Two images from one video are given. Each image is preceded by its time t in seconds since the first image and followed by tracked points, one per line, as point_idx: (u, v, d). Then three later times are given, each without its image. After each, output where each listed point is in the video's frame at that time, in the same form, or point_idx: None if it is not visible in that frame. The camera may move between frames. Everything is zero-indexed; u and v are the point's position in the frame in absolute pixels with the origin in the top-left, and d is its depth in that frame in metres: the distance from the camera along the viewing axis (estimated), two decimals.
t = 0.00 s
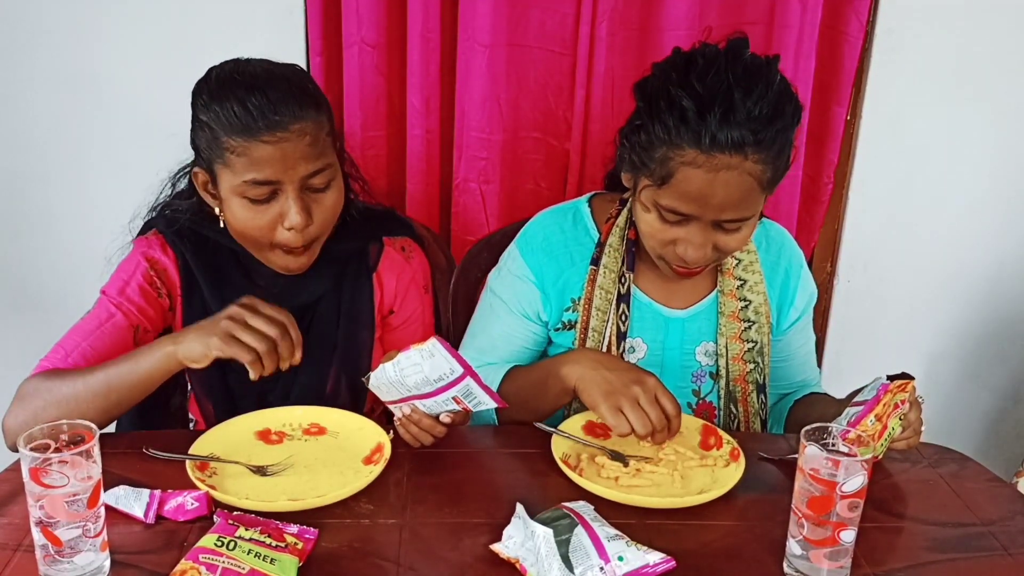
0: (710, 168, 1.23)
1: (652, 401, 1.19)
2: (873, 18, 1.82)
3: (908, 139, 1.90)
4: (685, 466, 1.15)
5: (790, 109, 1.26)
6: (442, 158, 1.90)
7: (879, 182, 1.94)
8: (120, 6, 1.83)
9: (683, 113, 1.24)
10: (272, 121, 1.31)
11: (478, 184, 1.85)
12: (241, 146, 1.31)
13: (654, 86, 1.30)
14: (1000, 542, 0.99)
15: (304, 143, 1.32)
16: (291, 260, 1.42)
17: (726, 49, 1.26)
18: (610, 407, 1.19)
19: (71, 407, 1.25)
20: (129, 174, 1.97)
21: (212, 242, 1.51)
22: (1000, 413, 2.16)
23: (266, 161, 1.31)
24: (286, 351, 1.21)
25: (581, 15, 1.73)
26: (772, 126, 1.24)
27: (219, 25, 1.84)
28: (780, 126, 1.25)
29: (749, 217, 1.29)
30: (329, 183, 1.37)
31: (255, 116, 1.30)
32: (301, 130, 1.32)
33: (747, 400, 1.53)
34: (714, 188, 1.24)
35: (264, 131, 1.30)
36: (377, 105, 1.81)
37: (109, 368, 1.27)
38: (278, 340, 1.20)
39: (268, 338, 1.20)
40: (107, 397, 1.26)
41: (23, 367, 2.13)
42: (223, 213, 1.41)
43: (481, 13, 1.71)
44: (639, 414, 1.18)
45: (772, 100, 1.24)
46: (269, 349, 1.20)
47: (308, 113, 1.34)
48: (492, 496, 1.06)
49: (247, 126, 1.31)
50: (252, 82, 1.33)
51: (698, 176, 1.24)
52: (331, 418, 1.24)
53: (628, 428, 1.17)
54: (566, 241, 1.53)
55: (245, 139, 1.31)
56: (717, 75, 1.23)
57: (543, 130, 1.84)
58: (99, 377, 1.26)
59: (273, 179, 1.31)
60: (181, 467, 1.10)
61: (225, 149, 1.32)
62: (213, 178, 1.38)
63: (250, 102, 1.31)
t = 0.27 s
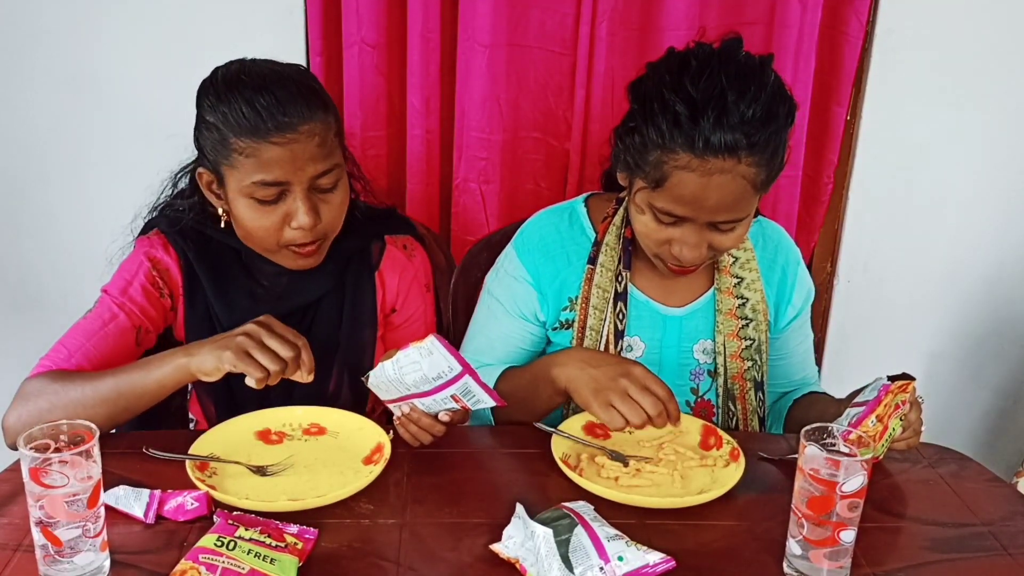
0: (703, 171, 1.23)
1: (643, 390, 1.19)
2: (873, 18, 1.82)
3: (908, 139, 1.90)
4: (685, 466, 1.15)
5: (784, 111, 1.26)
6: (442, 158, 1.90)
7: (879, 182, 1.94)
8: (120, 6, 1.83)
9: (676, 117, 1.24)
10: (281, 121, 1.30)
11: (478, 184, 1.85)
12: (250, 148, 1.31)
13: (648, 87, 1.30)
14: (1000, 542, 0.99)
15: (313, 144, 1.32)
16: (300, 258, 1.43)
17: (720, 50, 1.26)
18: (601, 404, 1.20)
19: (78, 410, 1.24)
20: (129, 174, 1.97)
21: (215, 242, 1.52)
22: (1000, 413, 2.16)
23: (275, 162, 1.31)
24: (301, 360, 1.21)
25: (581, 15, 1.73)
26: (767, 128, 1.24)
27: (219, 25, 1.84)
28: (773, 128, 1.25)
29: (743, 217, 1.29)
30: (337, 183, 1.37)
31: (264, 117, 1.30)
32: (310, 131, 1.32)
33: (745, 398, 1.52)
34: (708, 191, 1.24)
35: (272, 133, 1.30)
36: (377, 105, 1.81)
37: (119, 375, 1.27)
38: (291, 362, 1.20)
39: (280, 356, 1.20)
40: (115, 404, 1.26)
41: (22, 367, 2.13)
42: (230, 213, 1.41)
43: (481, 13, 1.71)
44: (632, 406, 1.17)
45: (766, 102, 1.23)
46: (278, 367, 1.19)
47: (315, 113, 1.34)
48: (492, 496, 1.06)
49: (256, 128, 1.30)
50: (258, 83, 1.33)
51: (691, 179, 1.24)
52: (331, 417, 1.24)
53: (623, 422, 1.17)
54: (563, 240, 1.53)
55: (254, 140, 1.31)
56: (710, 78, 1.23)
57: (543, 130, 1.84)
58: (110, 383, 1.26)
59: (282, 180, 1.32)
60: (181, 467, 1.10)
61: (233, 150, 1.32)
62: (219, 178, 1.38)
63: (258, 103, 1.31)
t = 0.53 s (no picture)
0: (703, 172, 1.23)
1: (582, 358, 1.26)
2: (873, 18, 1.82)
3: (908, 139, 1.90)
4: (685, 466, 1.15)
5: (785, 112, 1.26)
6: (442, 158, 1.90)
7: (879, 181, 1.94)
8: (120, 6, 1.83)
9: (676, 117, 1.24)
10: (288, 121, 1.30)
11: (478, 184, 1.85)
12: (256, 147, 1.31)
13: (648, 87, 1.30)
14: (1000, 542, 0.99)
15: (319, 143, 1.32)
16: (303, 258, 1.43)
17: (719, 50, 1.26)
18: (556, 390, 1.28)
19: (92, 408, 1.24)
20: (128, 174, 1.97)
21: (219, 241, 1.52)
22: (1000, 413, 2.16)
23: (280, 161, 1.31)
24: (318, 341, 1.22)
25: (581, 15, 1.73)
26: (767, 129, 1.24)
27: (219, 25, 1.84)
28: (773, 129, 1.24)
29: (742, 217, 1.29)
30: (342, 182, 1.37)
31: (271, 116, 1.30)
32: (316, 130, 1.32)
33: (744, 399, 1.52)
34: (708, 192, 1.24)
35: (278, 132, 1.30)
36: (377, 105, 1.81)
37: (135, 376, 1.27)
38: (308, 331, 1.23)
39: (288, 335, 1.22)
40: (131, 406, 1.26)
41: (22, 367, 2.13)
42: (234, 210, 1.41)
43: (481, 13, 1.71)
44: (579, 378, 1.25)
45: (767, 103, 1.23)
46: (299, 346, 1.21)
47: (321, 113, 1.33)
48: (492, 496, 1.06)
49: (262, 127, 1.30)
50: (265, 82, 1.32)
51: (692, 180, 1.24)
52: (331, 418, 1.24)
53: (581, 397, 1.25)
54: (561, 241, 1.53)
55: (260, 139, 1.31)
56: (710, 78, 1.23)
57: (543, 130, 1.84)
58: (127, 385, 1.26)
59: (288, 180, 1.31)
60: (181, 467, 1.10)
61: (239, 148, 1.32)
62: (224, 176, 1.38)
63: (265, 102, 1.31)
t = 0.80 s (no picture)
0: (704, 173, 1.23)
1: (564, 353, 1.26)
2: (873, 18, 1.82)
3: (908, 139, 1.90)
4: (685, 467, 1.15)
5: (785, 114, 1.26)
6: (442, 158, 1.90)
7: (879, 182, 1.94)
8: (120, 6, 1.83)
9: (677, 118, 1.24)
10: (286, 120, 1.30)
11: (478, 184, 1.85)
12: (254, 145, 1.31)
13: (649, 88, 1.30)
14: (1000, 543, 0.99)
15: (317, 142, 1.32)
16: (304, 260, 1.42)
17: (719, 51, 1.27)
18: (548, 389, 1.29)
19: (138, 392, 1.23)
20: (128, 174, 1.96)
21: (228, 236, 1.51)
22: (1000, 413, 2.16)
23: (279, 159, 1.31)
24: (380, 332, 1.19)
25: (581, 15, 1.73)
26: (769, 130, 1.24)
27: (219, 25, 1.84)
28: (774, 130, 1.24)
29: (742, 219, 1.28)
30: (341, 182, 1.37)
31: (270, 115, 1.30)
32: (314, 129, 1.32)
33: (744, 401, 1.53)
34: (709, 193, 1.24)
35: (277, 130, 1.30)
36: (378, 105, 1.81)
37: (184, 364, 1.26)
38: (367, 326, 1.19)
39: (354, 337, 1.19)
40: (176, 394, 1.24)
41: (22, 367, 2.13)
42: (235, 210, 1.41)
43: (481, 13, 1.71)
44: (566, 372, 1.26)
45: (768, 104, 1.24)
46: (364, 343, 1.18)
47: (320, 112, 1.34)
48: (492, 496, 1.06)
49: (261, 125, 1.30)
50: (265, 81, 1.33)
51: (693, 181, 1.24)
52: (331, 418, 1.24)
53: (574, 390, 1.26)
54: (561, 242, 1.53)
55: (259, 137, 1.31)
56: (710, 79, 1.23)
57: (543, 130, 1.84)
58: (174, 373, 1.24)
59: (285, 179, 1.31)
60: (181, 466, 1.11)
61: (238, 147, 1.32)
62: (225, 175, 1.38)
63: (264, 101, 1.31)
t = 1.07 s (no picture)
0: (698, 169, 1.23)
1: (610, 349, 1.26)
2: (873, 18, 1.82)
3: (908, 139, 1.90)
4: (685, 466, 1.15)
5: (783, 112, 1.26)
6: (442, 158, 1.90)
7: (879, 182, 1.94)
8: (120, 6, 1.83)
9: (673, 114, 1.24)
10: (293, 118, 1.30)
11: (478, 184, 1.85)
12: (261, 143, 1.31)
13: (647, 86, 1.30)
14: (1000, 542, 0.99)
15: (324, 140, 1.32)
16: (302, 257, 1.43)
17: (719, 51, 1.27)
18: (593, 388, 1.28)
19: (153, 393, 1.21)
20: (128, 174, 1.96)
21: (233, 236, 1.51)
22: (999, 413, 2.16)
23: (286, 157, 1.31)
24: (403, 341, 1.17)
25: (581, 15, 1.73)
26: (766, 128, 1.24)
27: (219, 25, 1.84)
28: (771, 129, 1.25)
29: (738, 219, 1.29)
30: (347, 180, 1.37)
31: (277, 112, 1.30)
32: (322, 127, 1.32)
33: (744, 402, 1.53)
34: (703, 190, 1.24)
35: (284, 129, 1.30)
36: (378, 105, 1.81)
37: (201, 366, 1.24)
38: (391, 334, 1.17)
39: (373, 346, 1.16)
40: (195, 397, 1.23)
41: (22, 367, 2.13)
42: (240, 207, 1.41)
43: (481, 13, 1.72)
44: (614, 368, 1.26)
45: (766, 102, 1.24)
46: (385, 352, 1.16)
47: (327, 111, 1.34)
48: (493, 496, 1.06)
49: (268, 123, 1.30)
50: (272, 79, 1.32)
51: (686, 177, 1.24)
52: (331, 418, 1.24)
53: (621, 386, 1.26)
54: (562, 242, 1.53)
55: (266, 135, 1.31)
56: (708, 77, 1.23)
57: (543, 130, 1.84)
58: (193, 376, 1.23)
59: (293, 176, 1.31)
60: (181, 466, 1.11)
61: (244, 144, 1.32)
62: (230, 172, 1.38)
63: (271, 99, 1.31)
